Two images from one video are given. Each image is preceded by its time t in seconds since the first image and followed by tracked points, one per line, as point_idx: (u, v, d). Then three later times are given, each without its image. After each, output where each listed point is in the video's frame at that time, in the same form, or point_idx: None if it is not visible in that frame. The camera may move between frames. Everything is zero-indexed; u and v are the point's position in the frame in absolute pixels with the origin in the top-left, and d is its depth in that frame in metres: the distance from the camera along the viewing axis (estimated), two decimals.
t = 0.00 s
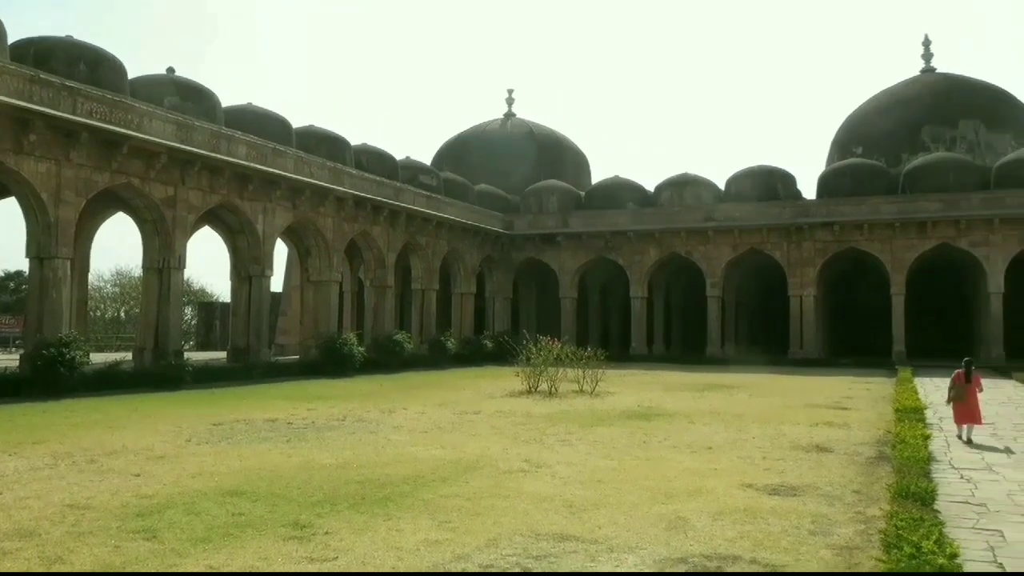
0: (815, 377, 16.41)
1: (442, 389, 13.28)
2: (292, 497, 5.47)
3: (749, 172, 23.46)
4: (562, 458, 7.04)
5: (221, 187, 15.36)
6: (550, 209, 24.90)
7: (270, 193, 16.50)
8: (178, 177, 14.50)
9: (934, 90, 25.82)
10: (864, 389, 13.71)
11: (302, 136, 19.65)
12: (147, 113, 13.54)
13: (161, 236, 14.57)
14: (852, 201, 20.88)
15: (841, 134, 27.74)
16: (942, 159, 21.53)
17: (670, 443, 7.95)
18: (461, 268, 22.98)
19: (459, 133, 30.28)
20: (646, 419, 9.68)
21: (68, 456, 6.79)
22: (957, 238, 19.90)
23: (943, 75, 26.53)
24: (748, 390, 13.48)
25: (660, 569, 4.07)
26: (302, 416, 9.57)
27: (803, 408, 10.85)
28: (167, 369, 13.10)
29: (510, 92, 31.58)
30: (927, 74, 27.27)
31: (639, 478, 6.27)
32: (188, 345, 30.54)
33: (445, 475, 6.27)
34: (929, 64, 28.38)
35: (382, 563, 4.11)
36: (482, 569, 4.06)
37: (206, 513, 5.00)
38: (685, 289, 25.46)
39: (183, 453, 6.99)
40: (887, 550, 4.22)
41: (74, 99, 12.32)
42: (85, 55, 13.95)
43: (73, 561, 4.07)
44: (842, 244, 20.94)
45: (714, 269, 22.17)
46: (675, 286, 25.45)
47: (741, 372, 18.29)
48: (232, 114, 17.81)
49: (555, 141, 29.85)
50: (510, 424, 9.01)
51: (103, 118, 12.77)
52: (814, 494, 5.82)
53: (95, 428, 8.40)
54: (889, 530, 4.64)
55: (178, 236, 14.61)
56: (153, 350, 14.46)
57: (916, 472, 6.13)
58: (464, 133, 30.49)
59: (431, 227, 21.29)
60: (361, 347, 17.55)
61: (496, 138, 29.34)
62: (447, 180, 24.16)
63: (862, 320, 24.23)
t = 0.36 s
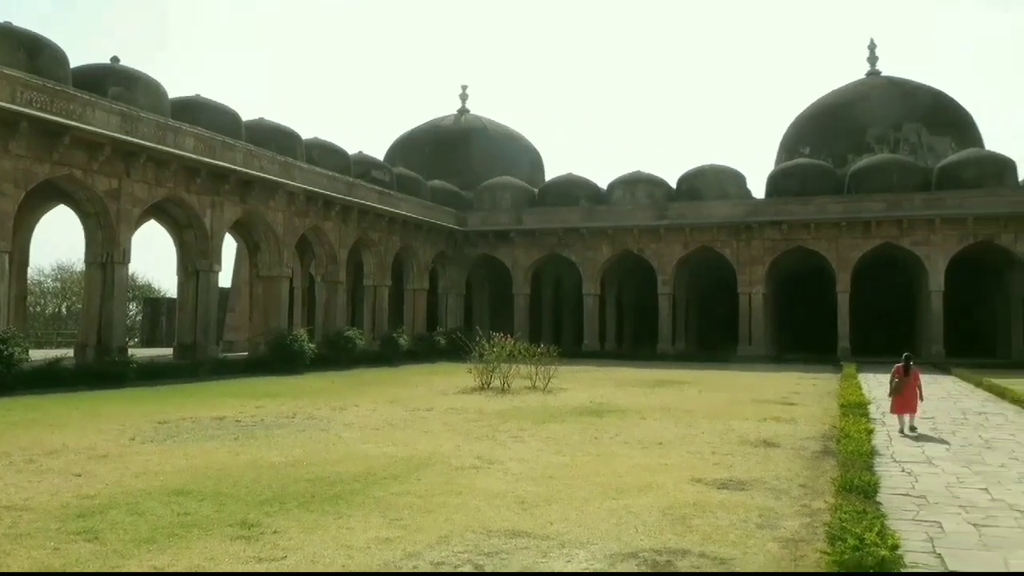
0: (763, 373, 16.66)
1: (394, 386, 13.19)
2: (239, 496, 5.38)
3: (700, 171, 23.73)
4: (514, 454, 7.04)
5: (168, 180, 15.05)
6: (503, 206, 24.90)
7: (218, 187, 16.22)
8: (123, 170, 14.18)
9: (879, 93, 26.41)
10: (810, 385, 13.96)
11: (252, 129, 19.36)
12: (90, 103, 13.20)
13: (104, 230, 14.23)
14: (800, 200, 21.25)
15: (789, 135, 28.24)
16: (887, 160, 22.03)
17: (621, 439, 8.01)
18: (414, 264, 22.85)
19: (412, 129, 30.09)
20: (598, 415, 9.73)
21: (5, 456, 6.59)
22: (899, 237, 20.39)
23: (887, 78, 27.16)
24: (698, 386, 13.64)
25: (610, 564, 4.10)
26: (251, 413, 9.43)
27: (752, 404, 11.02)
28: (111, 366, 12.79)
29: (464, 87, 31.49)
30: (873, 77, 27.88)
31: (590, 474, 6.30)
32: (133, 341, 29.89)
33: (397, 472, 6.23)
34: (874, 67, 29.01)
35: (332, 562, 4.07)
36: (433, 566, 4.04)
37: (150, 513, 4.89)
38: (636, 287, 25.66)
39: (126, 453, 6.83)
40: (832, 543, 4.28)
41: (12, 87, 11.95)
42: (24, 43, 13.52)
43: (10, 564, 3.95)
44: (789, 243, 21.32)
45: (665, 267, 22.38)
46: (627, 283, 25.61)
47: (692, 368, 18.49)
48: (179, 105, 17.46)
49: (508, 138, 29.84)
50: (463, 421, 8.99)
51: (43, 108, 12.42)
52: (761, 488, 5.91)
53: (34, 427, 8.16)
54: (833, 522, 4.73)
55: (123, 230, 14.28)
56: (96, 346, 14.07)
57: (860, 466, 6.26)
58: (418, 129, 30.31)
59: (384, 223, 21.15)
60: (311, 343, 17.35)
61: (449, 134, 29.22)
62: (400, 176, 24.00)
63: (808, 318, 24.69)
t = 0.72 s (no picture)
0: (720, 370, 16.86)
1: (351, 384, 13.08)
2: (194, 497, 5.30)
3: (659, 170, 23.92)
4: (474, 452, 7.03)
5: (120, 175, 14.76)
6: (463, 203, 24.87)
7: (173, 183, 15.95)
8: (74, 164, 13.87)
9: (833, 95, 26.86)
10: (766, 381, 14.16)
11: (208, 124, 19.08)
12: (39, 96, 12.89)
13: (54, 226, 13.91)
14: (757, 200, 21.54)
15: (746, 135, 28.58)
16: (841, 161, 22.41)
17: (581, 436, 8.05)
18: (374, 261, 22.69)
19: (372, 126, 29.87)
20: (557, 412, 9.77)
21: None
22: (852, 237, 20.78)
23: (840, 80, 27.63)
24: (657, 383, 13.76)
25: (568, 562, 4.12)
26: (206, 413, 9.29)
27: (709, 400, 11.14)
28: (61, 366, 12.51)
29: (424, 84, 31.36)
30: (827, 78, 28.34)
31: (550, 471, 6.32)
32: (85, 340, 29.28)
33: (356, 471, 6.18)
34: (828, 69, 29.50)
35: (289, 562, 4.03)
36: (392, 565, 4.01)
37: (101, 515, 4.80)
38: (595, 284, 25.82)
39: (77, 453, 6.69)
40: (787, 537, 4.34)
41: None
42: None
43: None
44: (746, 241, 21.59)
45: (625, 265, 22.53)
46: (587, 282, 25.74)
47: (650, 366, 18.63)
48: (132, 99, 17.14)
49: (469, 135, 29.77)
50: (422, 419, 8.96)
51: None
52: (718, 483, 5.98)
53: None
54: (788, 516, 4.80)
55: (73, 227, 13.98)
56: (44, 345, 13.76)
57: (814, 461, 6.36)
58: (377, 126, 30.10)
59: (343, 220, 20.98)
60: (268, 342, 17.15)
61: (409, 132, 29.07)
62: (360, 172, 23.83)
63: (764, 316, 25.05)
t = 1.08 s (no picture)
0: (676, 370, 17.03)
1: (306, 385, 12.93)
2: (144, 501, 5.19)
3: (617, 172, 24.08)
4: (431, 453, 7.00)
5: (68, 171, 14.42)
6: (420, 203, 24.77)
7: (123, 180, 15.63)
8: (19, 160, 13.51)
9: (786, 99, 27.29)
10: (720, 380, 14.32)
11: (159, 120, 18.76)
12: None
13: None
14: (712, 201, 21.77)
15: (701, 138, 28.88)
16: (793, 164, 22.78)
17: (537, 436, 8.06)
18: (330, 261, 22.47)
19: (328, 124, 29.59)
20: (514, 413, 9.77)
21: None
22: (804, 239, 21.15)
23: (793, 85, 28.09)
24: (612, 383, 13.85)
25: (525, 562, 4.12)
26: (157, 414, 9.11)
27: (664, 400, 11.24)
28: (5, 367, 12.19)
29: (381, 83, 31.17)
30: (780, 83, 28.78)
31: (507, 471, 6.32)
32: (31, 340, 28.55)
33: (311, 473, 6.11)
34: (781, 73, 29.96)
35: (242, 566, 3.97)
36: (347, 568, 3.97)
37: (46, 521, 4.67)
38: (552, 284, 25.90)
39: (21, 457, 6.51)
40: (739, 534, 4.39)
41: None
42: None
43: None
44: (701, 242, 21.84)
45: (582, 266, 22.65)
46: (544, 282, 25.80)
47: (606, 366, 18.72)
48: (81, 94, 16.76)
49: (426, 134, 29.65)
50: (379, 420, 8.89)
51: None
52: (674, 482, 6.04)
53: None
54: (741, 514, 4.85)
55: (18, 224, 13.63)
56: None
57: (766, 459, 6.45)
58: (333, 124, 29.82)
59: (299, 219, 20.75)
60: (221, 342, 16.89)
61: (366, 130, 28.85)
62: (316, 171, 23.60)
63: (719, 316, 25.35)
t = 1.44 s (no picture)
0: (636, 372, 17.13)
1: (264, 388, 12.79)
2: (96, 507, 5.08)
3: (579, 175, 24.21)
4: (391, 456, 6.96)
5: (18, 170, 14.08)
6: (382, 205, 24.64)
7: (76, 179, 15.30)
8: None
9: (745, 106, 27.67)
10: (680, 383, 14.46)
11: (114, 118, 18.44)
12: None
13: None
14: (673, 206, 21.92)
15: (661, 143, 29.13)
16: (752, 169, 23.09)
17: (499, 439, 8.06)
18: (289, 262, 22.23)
19: (288, 125, 29.30)
20: (475, 415, 9.76)
21: None
22: (762, 243, 21.44)
23: (752, 92, 28.46)
24: (574, 385, 13.91)
25: (486, 565, 4.11)
26: (110, 419, 8.93)
27: (624, 402, 11.31)
28: None
29: (342, 84, 30.95)
30: (739, 90, 29.15)
31: (467, 474, 6.30)
32: None
33: (269, 477, 6.04)
34: (740, 80, 30.36)
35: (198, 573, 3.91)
36: (306, 573, 3.93)
37: None
38: (514, 287, 25.91)
39: None
40: (698, 535, 4.43)
41: None
42: None
43: None
44: (661, 246, 22.05)
45: (543, 270, 22.72)
46: (506, 284, 25.81)
47: (566, 368, 18.77)
48: (33, 91, 16.40)
49: (388, 136, 29.50)
50: (338, 423, 8.81)
51: None
52: (633, 484, 6.07)
53: None
54: (700, 515, 4.90)
55: None
56: None
57: (724, 460, 6.52)
58: (293, 125, 29.53)
59: (258, 221, 20.52)
60: (177, 345, 16.63)
61: (327, 132, 28.64)
62: (275, 172, 23.36)
63: (678, 318, 25.57)
